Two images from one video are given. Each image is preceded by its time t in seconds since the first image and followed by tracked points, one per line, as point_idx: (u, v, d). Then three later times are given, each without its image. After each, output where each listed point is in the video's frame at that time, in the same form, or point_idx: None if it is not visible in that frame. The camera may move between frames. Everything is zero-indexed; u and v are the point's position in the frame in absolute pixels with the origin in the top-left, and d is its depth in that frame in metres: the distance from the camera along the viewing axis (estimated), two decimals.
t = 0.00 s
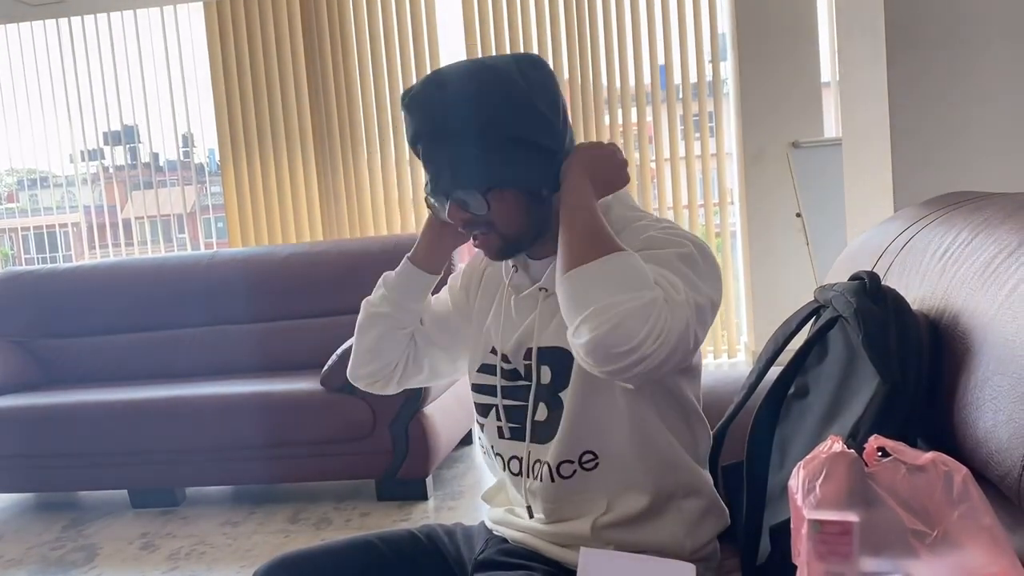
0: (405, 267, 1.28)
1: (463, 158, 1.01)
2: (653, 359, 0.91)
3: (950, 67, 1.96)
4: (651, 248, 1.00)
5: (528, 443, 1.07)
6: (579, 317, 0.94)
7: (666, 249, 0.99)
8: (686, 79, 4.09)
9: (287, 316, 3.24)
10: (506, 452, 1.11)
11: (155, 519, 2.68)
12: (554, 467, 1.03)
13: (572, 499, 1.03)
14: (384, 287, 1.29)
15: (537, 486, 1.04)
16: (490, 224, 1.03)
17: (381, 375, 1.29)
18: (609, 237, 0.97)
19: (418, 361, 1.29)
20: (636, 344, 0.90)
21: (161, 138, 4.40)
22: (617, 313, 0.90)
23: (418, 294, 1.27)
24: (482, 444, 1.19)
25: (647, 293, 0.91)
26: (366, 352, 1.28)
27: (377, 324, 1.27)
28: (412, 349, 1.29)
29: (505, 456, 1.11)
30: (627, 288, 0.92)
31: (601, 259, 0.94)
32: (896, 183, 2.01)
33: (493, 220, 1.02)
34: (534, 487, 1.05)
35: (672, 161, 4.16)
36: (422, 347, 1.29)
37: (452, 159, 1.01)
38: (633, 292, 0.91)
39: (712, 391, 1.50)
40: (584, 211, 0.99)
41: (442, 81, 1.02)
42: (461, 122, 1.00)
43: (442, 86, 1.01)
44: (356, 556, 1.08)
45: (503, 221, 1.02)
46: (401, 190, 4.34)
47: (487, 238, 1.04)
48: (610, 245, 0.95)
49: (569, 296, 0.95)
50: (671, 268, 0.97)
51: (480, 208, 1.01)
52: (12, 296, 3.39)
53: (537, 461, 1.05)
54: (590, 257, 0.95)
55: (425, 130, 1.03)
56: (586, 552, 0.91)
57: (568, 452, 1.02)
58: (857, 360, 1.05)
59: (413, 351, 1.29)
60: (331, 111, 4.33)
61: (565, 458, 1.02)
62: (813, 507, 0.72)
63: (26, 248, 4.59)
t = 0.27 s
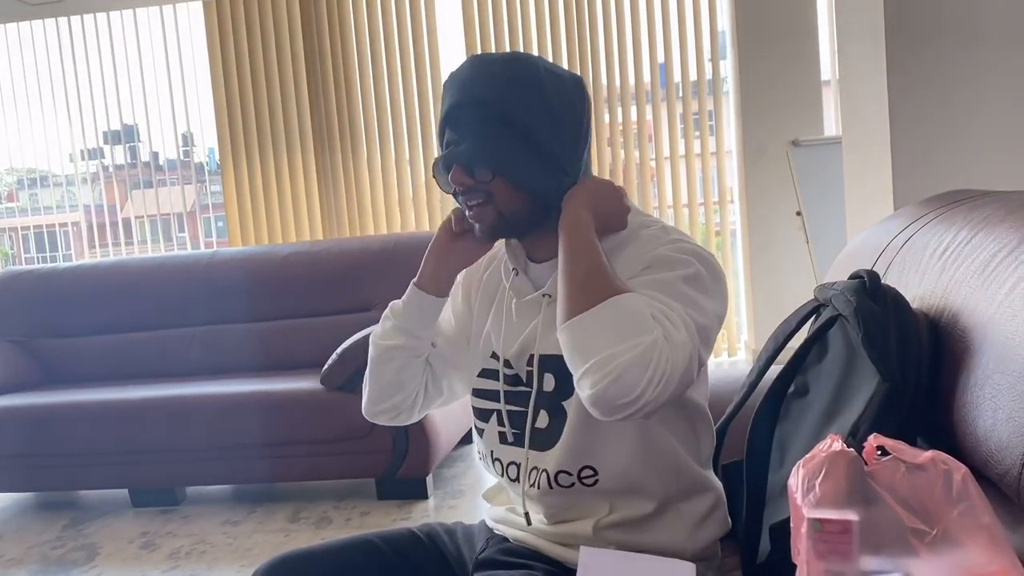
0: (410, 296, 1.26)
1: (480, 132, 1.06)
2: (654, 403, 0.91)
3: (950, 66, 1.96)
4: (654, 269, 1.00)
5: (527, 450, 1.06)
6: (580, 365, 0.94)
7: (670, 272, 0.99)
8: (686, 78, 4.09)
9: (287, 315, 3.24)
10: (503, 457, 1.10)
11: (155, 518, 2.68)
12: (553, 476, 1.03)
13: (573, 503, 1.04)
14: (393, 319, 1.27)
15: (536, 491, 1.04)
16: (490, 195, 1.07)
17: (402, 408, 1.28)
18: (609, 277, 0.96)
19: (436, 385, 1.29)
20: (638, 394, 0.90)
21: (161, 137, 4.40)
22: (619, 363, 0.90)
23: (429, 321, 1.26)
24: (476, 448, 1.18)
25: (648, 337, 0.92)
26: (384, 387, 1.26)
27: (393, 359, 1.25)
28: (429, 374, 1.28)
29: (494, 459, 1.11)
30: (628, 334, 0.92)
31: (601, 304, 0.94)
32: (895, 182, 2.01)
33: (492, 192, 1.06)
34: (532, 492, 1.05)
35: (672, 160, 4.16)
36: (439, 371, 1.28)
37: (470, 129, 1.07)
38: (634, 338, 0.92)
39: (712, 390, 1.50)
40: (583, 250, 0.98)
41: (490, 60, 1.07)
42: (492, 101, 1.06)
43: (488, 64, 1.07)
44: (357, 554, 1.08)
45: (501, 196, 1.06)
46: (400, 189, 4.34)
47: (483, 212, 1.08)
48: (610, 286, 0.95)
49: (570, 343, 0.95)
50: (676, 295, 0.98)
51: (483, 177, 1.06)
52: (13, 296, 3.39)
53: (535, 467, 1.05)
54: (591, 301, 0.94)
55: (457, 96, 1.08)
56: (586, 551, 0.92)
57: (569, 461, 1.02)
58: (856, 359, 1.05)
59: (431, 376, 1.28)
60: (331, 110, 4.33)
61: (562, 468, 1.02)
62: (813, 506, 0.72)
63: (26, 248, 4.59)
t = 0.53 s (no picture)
0: (408, 316, 1.27)
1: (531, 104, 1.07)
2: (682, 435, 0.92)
3: (950, 64, 1.96)
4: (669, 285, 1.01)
5: (528, 453, 1.05)
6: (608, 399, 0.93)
7: (686, 290, 1.00)
8: (687, 76, 4.09)
9: (287, 314, 3.24)
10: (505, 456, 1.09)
11: (156, 517, 2.69)
12: (554, 480, 1.02)
13: (576, 505, 1.03)
14: (394, 342, 1.27)
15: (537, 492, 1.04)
16: (534, 173, 1.07)
17: (417, 426, 1.29)
18: (636, 309, 0.95)
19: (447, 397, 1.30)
20: (671, 431, 0.90)
21: (161, 136, 4.40)
22: (653, 402, 0.90)
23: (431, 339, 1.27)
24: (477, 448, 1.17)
25: (678, 373, 0.92)
26: (394, 412, 1.27)
27: (400, 381, 1.26)
28: (438, 388, 1.29)
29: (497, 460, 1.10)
30: (658, 370, 0.92)
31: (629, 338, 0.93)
32: (896, 180, 2.01)
33: (537, 170, 1.07)
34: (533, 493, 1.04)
35: (673, 159, 4.16)
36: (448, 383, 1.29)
37: (519, 101, 1.07)
38: (665, 375, 0.91)
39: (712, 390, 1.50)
40: (604, 277, 0.97)
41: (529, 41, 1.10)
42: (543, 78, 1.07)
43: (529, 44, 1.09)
44: (358, 552, 1.09)
45: (545, 174, 1.07)
46: (401, 188, 4.34)
47: (524, 193, 1.08)
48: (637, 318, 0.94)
49: (598, 377, 0.93)
50: (696, 317, 0.99)
51: (529, 155, 1.07)
52: (14, 295, 3.39)
53: (536, 470, 1.04)
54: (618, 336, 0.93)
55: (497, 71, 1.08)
56: (587, 549, 0.92)
57: (571, 466, 1.01)
58: (857, 358, 1.05)
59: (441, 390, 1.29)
60: (332, 108, 4.33)
61: (564, 473, 1.02)
62: (814, 505, 0.72)
63: (27, 247, 4.59)
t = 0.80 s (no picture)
0: (394, 335, 1.23)
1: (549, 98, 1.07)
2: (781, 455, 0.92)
3: (951, 63, 1.96)
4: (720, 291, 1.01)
5: (540, 453, 1.06)
6: (718, 429, 0.90)
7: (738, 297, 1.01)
8: (688, 76, 4.09)
9: (288, 313, 3.24)
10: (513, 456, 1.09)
11: (157, 516, 2.69)
12: (562, 481, 1.02)
13: (582, 505, 1.03)
14: (383, 363, 1.25)
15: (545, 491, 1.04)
16: (556, 165, 1.07)
17: (417, 438, 1.28)
18: (736, 332, 0.91)
19: (444, 406, 1.30)
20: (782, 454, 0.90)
21: (163, 136, 4.40)
22: (770, 431, 0.89)
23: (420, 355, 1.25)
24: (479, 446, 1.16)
25: (786, 398, 0.90)
26: (391, 430, 1.26)
27: (397, 400, 1.24)
28: (435, 399, 1.29)
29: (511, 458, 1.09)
30: (768, 396, 0.90)
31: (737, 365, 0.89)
32: (897, 180, 2.01)
33: (560, 160, 1.07)
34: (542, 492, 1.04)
35: (674, 158, 4.16)
36: (445, 392, 1.29)
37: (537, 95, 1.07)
38: (774, 400, 0.90)
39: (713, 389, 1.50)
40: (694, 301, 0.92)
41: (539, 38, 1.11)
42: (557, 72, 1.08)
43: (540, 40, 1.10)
44: (360, 551, 1.09)
45: (567, 166, 1.08)
46: (402, 187, 4.34)
47: (548, 184, 1.07)
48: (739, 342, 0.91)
49: (706, 409, 0.90)
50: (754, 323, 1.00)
51: (552, 146, 1.07)
52: (16, 295, 3.39)
53: (542, 470, 1.04)
54: (726, 363, 0.90)
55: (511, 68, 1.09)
56: (588, 549, 0.92)
57: (581, 466, 1.01)
58: (857, 357, 1.05)
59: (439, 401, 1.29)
60: (333, 108, 4.33)
61: (571, 474, 1.02)
62: (815, 504, 0.72)
63: (28, 246, 4.59)
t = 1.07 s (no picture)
0: (380, 229, 1.24)
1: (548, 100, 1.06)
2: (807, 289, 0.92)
3: (954, 63, 1.95)
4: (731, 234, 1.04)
5: (555, 436, 1.06)
6: (736, 258, 0.91)
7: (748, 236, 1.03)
8: (690, 76, 4.09)
9: (290, 313, 3.24)
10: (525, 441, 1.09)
11: (159, 515, 2.69)
12: (576, 457, 1.03)
13: (591, 490, 1.03)
14: (364, 255, 1.24)
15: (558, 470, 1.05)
16: (556, 166, 1.07)
17: (365, 355, 1.24)
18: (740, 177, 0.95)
19: (406, 346, 1.26)
20: (803, 278, 0.90)
21: (165, 135, 4.41)
22: (784, 250, 0.89)
23: (400, 267, 1.25)
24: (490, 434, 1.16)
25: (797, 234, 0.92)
26: (349, 328, 1.24)
27: (361, 296, 1.23)
28: (401, 331, 1.25)
29: (523, 443, 1.10)
30: (779, 225, 0.91)
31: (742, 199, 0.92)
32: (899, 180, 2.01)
33: (559, 164, 1.07)
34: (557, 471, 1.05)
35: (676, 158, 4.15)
36: (413, 330, 1.25)
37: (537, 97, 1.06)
38: (786, 229, 0.91)
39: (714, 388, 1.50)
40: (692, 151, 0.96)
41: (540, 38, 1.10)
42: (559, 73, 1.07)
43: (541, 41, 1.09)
44: (360, 549, 1.09)
45: (566, 166, 1.07)
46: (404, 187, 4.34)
47: (547, 185, 1.07)
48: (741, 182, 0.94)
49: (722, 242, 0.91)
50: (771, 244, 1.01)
51: (551, 147, 1.07)
52: (18, 293, 3.40)
53: (554, 451, 1.05)
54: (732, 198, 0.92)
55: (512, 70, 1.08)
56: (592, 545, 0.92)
57: (592, 440, 1.03)
58: (860, 354, 1.05)
59: (405, 335, 1.25)
60: (335, 108, 4.33)
61: (586, 447, 1.03)
62: (817, 503, 0.72)
63: (30, 245, 4.59)
